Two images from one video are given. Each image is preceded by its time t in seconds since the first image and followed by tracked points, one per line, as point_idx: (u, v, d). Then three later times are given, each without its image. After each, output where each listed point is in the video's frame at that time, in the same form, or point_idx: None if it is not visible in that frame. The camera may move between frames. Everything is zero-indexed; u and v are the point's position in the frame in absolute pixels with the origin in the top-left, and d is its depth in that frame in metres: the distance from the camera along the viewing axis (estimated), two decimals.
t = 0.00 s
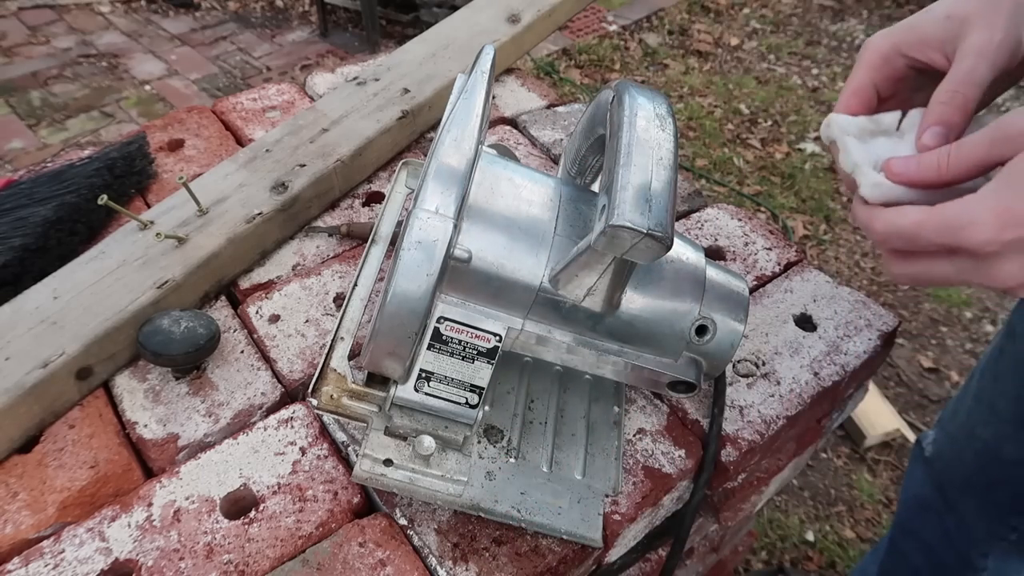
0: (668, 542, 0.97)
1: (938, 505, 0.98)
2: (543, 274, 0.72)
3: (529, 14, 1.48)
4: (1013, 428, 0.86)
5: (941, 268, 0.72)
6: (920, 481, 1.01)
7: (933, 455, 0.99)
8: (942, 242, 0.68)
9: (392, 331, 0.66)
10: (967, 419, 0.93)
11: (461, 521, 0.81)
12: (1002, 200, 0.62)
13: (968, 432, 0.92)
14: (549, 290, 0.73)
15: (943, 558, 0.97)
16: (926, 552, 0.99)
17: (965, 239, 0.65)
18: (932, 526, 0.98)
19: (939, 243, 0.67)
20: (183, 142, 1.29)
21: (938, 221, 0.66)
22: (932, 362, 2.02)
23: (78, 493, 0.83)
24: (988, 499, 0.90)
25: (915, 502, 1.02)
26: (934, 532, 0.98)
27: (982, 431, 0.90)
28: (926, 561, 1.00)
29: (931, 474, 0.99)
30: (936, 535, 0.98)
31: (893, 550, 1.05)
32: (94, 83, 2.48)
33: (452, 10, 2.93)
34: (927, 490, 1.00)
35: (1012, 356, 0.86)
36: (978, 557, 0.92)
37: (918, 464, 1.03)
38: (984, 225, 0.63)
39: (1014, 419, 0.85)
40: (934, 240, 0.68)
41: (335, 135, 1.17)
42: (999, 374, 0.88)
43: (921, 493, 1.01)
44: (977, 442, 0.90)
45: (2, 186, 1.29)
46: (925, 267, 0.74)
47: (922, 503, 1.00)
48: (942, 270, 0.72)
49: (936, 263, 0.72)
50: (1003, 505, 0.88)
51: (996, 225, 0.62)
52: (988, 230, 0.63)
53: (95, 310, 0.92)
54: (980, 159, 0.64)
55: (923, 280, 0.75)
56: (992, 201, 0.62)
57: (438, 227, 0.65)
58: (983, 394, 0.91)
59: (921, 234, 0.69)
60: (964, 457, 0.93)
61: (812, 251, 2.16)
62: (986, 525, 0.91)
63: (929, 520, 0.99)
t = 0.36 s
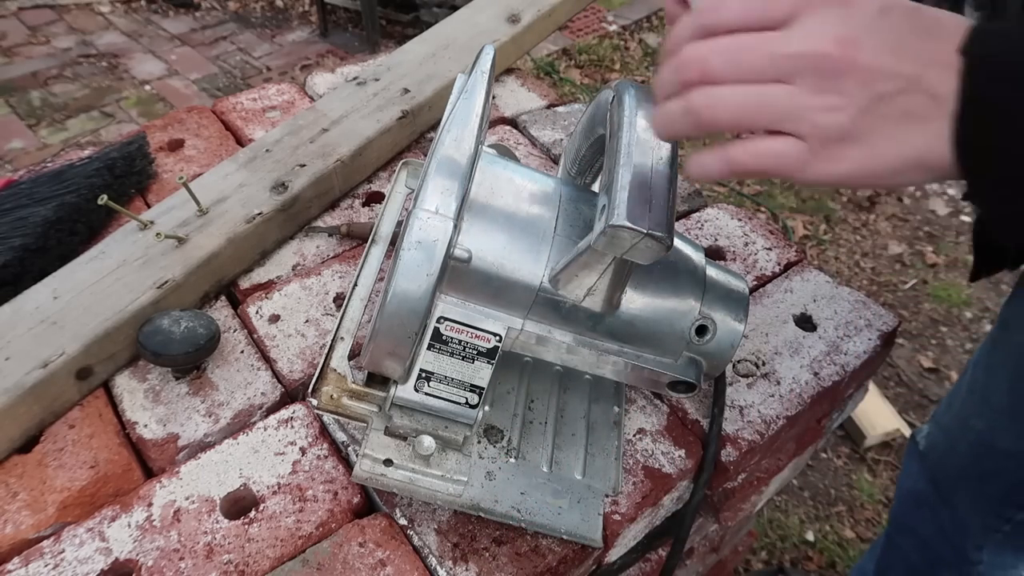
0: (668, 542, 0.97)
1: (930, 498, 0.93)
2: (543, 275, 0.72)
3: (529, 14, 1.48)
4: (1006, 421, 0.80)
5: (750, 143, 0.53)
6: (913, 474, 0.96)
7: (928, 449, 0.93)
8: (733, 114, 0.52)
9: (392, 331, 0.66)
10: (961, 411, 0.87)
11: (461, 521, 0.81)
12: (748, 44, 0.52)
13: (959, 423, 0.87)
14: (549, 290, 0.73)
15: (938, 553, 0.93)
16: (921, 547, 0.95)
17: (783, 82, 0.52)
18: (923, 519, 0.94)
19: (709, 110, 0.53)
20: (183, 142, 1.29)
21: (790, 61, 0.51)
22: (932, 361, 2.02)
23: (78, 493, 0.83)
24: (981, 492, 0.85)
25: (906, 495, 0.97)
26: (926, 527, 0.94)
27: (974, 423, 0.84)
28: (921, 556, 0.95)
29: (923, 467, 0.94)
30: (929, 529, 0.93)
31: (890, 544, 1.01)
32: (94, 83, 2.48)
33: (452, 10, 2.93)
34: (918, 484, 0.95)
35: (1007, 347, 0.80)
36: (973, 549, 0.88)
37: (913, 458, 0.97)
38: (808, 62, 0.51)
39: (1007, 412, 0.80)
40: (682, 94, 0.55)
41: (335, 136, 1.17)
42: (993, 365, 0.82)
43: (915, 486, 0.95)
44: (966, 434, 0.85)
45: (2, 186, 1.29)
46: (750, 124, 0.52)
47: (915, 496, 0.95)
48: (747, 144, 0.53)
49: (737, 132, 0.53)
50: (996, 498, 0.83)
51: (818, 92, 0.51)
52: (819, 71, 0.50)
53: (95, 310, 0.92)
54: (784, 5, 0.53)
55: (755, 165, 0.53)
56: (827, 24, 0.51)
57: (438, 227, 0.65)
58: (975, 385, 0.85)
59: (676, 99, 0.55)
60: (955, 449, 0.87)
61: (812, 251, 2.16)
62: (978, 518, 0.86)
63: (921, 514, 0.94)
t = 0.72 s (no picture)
0: (667, 542, 0.97)
1: (920, 496, 0.92)
2: (543, 275, 0.73)
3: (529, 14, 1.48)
4: (999, 416, 0.80)
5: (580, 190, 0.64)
6: (902, 472, 0.95)
7: (917, 446, 0.92)
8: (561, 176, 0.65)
9: (392, 331, 0.66)
10: (950, 408, 0.87)
11: (461, 521, 0.81)
12: (557, 143, 0.67)
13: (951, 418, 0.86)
14: (549, 290, 0.73)
15: (933, 549, 0.93)
16: (916, 544, 0.95)
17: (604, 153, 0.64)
18: (915, 514, 0.94)
19: (558, 181, 0.65)
20: (183, 142, 1.29)
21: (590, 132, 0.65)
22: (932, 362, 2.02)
23: (78, 493, 0.83)
24: (972, 488, 0.85)
25: (898, 492, 0.96)
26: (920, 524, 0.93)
27: (966, 419, 0.84)
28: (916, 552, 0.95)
29: (912, 463, 0.93)
30: (922, 525, 0.93)
31: (885, 542, 1.00)
32: (94, 83, 2.48)
33: (452, 10, 2.93)
34: (908, 482, 0.94)
35: (1000, 342, 0.80)
36: (967, 545, 0.88)
37: (901, 456, 0.96)
38: (588, 128, 0.66)
39: (1001, 407, 0.80)
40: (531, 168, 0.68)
41: (335, 136, 1.17)
42: (984, 360, 0.82)
43: (905, 483, 0.95)
44: (957, 430, 0.85)
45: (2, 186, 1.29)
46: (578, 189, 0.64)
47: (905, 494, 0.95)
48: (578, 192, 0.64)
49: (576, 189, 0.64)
50: (989, 493, 0.83)
51: (629, 153, 0.63)
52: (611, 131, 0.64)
53: (95, 310, 0.92)
54: (580, 99, 0.68)
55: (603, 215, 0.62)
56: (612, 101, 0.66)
57: (438, 227, 0.65)
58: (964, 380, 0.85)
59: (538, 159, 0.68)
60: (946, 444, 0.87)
61: (812, 251, 2.16)
62: (972, 513, 0.87)
63: (914, 512, 0.94)
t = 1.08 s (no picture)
0: (667, 542, 0.97)
1: (910, 496, 0.93)
2: (543, 275, 0.73)
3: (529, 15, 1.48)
4: (986, 417, 0.80)
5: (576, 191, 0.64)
6: (894, 474, 0.95)
7: (907, 447, 0.92)
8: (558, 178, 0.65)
9: (392, 331, 0.66)
10: (937, 410, 0.87)
11: (461, 521, 0.81)
12: (556, 153, 0.68)
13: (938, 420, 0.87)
14: (549, 290, 0.73)
15: (928, 550, 0.93)
16: (910, 543, 0.95)
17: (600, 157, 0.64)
18: (908, 513, 0.94)
19: (554, 184, 0.65)
20: (183, 142, 1.29)
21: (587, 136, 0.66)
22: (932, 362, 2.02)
23: (78, 493, 0.83)
24: (962, 489, 0.85)
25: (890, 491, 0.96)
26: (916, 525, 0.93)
27: (952, 420, 0.84)
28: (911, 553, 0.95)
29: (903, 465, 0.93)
30: (915, 525, 0.93)
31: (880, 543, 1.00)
32: (94, 83, 2.48)
33: (452, 10, 2.93)
34: (901, 483, 0.94)
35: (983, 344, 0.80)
36: (960, 545, 0.89)
37: (892, 458, 0.96)
38: (584, 134, 0.66)
39: (986, 407, 0.80)
40: (534, 176, 0.69)
41: (335, 136, 1.17)
42: (968, 361, 0.82)
43: (897, 486, 0.95)
44: (944, 430, 0.85)
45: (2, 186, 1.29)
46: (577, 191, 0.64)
47: (896, 496, 0.95)
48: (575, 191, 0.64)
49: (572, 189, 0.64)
50: (979, 494, 0.83)
51: (623, 154, 0.63)
52: (605, 135, 0.65)
53: (95, 310, 0.92)
54: (576, 109, 0.69)
55: (603, 211, 0.62)
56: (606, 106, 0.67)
57: (438, 227, 0.65)
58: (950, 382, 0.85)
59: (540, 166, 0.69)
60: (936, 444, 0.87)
61: (812, 251, 2.16)
62: (962, 514, 0.86)
63: (907, 513, 0.94)
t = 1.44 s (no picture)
0: (667, 542, 0.97)
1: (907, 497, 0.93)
2: (543, 275, 0.73)
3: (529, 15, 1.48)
4: (983, 419, 0.80)
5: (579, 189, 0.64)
6: (891, 475, 0.95)
7: (905, 449, 0.92)
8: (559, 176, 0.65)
9: (392, 331, 0.66)
10: (935, 412, 0.87)
11: (461, 521, 0.81)
12: (557, 153, 0.68)
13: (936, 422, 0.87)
14: (549, 290, 0.73)
15: (925, 551, 0.93)
16: (907, 544, 0.95)
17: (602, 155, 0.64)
18: (906, 513, 0.93)
19: (556, 183, 0.65)
20: (183, 142, 1.29)
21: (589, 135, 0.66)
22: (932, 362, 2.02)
23: (78, 493, 0.83)
24: (960, 491, 0.85)
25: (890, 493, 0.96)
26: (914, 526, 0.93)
27: (950, 422, 0.84)
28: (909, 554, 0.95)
29: (901, 467, 0.93)
30: (913, 526, 0.93)
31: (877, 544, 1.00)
32: (94, 83, 2.48)
33: (452, 10, 2.93)
34: (898, 484, 0.94)
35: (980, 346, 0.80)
36: (958, 546, 0.89)
37: (890, 459, 0.96)
38: (585, 133, 0.66)
39: (983, 409, 0.80)
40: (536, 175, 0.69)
41: (335, 136, 1.17)
42: (965, 363, 0.82)
43: (895, 487, 0.95)
44: (941, 432, 0.85)
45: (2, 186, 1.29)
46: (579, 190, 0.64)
47: (894, 496, 0.95)
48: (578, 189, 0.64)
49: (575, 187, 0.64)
50: (977, 495, 0.83)
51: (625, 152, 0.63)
52: (606, 135, 0.65)
53: (95, 310, 0.92)
54: (578, 108, 0.69)
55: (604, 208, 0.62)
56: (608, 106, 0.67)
57: (438, 227, 0.65)
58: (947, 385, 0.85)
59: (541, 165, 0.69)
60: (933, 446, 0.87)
61: (812, 251, 2.16)
62: (961, 516, 0.86)
63: (904, 513, 0.94)
